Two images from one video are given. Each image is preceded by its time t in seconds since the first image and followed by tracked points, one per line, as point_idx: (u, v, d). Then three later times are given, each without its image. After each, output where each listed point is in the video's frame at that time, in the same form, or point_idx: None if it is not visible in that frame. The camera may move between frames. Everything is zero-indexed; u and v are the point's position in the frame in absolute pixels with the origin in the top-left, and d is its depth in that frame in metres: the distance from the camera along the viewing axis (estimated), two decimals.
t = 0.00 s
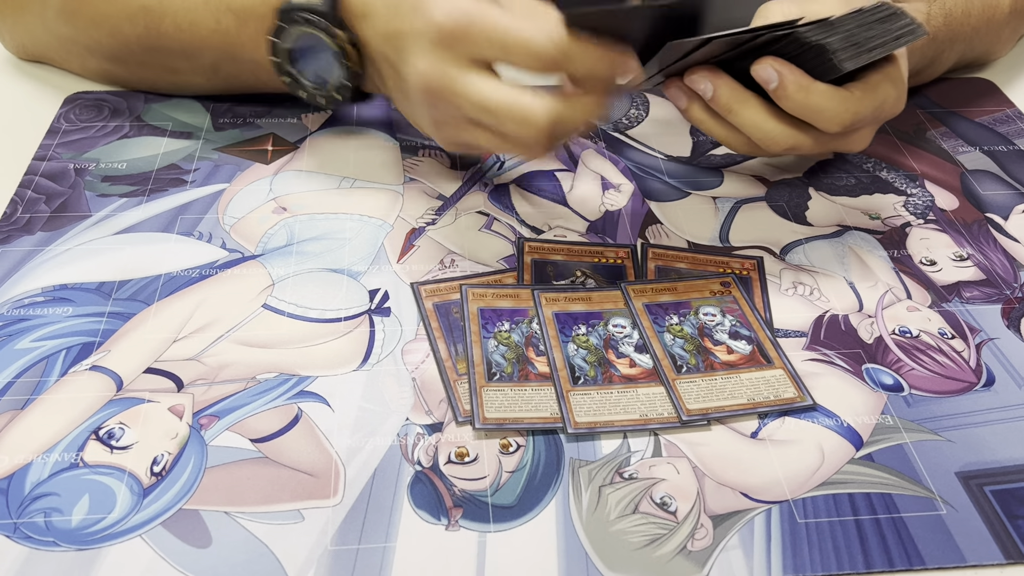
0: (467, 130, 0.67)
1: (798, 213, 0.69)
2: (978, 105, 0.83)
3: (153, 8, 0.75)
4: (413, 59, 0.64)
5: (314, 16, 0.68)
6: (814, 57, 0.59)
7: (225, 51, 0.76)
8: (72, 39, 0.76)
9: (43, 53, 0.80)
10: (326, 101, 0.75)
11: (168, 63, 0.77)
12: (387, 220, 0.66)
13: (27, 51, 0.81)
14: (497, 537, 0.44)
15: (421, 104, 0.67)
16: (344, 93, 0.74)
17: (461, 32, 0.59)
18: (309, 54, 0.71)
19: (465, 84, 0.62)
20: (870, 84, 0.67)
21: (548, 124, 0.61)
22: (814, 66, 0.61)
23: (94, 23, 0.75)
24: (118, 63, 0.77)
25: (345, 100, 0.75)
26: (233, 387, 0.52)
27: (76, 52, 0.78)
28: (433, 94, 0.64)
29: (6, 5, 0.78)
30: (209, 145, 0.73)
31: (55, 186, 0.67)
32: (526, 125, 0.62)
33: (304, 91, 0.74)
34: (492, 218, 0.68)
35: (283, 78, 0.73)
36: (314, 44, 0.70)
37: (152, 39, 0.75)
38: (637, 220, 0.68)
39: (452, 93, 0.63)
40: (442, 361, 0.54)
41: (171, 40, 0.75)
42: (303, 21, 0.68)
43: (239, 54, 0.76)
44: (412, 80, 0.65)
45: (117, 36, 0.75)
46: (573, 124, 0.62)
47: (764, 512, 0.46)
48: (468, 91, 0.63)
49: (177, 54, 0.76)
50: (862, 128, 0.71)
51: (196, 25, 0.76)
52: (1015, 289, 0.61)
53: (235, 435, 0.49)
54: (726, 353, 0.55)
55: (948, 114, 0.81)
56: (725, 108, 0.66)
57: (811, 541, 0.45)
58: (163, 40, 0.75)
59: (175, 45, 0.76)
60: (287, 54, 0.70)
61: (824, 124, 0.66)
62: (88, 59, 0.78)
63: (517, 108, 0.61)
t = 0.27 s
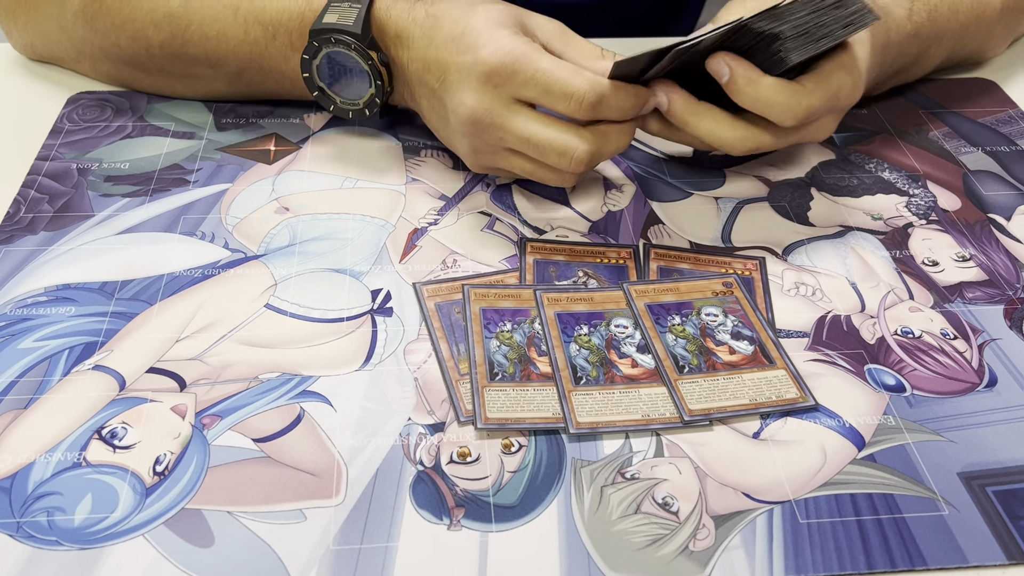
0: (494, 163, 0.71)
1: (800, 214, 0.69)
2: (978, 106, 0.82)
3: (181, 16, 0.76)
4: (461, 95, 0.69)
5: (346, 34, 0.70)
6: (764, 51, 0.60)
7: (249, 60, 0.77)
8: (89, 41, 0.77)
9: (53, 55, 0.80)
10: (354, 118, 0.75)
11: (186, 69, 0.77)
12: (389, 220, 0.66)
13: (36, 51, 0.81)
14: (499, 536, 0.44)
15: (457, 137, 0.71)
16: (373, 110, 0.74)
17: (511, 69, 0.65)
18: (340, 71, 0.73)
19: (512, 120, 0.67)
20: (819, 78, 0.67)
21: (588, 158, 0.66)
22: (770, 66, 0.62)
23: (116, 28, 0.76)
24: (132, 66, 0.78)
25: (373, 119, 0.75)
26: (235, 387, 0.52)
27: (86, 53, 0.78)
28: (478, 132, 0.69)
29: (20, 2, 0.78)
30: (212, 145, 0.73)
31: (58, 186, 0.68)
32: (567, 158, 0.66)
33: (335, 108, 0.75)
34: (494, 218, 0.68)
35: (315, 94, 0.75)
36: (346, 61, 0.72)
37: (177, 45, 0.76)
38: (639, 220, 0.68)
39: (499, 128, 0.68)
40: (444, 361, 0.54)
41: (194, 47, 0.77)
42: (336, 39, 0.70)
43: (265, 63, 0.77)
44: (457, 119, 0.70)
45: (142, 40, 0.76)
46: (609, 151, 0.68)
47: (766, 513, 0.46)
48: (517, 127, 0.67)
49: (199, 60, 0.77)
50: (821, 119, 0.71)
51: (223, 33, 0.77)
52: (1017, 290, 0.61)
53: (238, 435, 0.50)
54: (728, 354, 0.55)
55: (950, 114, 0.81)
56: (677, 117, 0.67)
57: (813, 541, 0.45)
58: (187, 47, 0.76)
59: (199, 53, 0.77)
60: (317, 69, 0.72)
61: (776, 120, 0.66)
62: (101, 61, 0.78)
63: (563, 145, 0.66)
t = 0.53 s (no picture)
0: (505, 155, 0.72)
1: (802, 214, 0.69)
2: (983, 106, 0.82)
3: (184, 15, 0.77)
4: (467, 91, 0.69)
5: (349, 32, 0.71)
6: (794, 64, 0.60)
7: (251, 60, 0.78)
8: (92, 40, 0.77)
9: (55, 56, 0.81)
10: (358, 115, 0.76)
11: (189, 69, 0.78)
12: (392, 220, 0.66)
13: (36, 52, 0.81)
14: (501, 536, 0.44)
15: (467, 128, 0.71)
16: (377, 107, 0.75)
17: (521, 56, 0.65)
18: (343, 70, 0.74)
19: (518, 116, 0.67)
20: (850, 91, 0.67)
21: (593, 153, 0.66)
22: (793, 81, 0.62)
23: (119, 28, 0.76)
24: (134, 67, 0.78)
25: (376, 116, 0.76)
26: (238, 387, 0.52)
27: (88, 52, 0.78)
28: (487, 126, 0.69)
29: (21, 3, 0.79)
30: (215, 145, 0.73)
31: (61, 186, 0.68)
32: (572, 152, 0.67)
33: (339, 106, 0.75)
34: (497, 218, 0.68)
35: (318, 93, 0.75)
36: (349, 60, 0.73)
37: (179, 44, 0.77)
38: (642, 220, 0.68)
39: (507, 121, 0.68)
40: (446, 362, 0.54)
41: (197, 47, 0.77)
42: (339, 38, 0.71)
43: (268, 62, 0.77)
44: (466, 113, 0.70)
45: (145, 39, 0.76)
46: (615, 146, 0.68)
47: (768, 513, 0.46)
48: (524, 121, 0.67)
49: (200, 60, 0.77)
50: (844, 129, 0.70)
51: (226, 34, 0.78)
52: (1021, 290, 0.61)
53: (240, 435, 0.50)
54: (731, 354, 0.55)
55: (953, 114, 0.81)
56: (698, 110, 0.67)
57: (816, 541, 0.45)
58: (190, 46, 0.77)
59: (201, 53, 0.77)
60: (321, 68, 0.73)
61: (804, 132, 0.67)
62: (103, 62, 0.78)
63: (568, 138, 0.66)
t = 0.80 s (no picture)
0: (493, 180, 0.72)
1: (805, 214, 0.69)
2: (987, 107, 0.82)
3: (177, 23, 0.77)
4: (448, 126, 0.68)
5: (338, 54, 0.71)
6: (796, 77, 0.60)
7: (245, 66, 0.78)
8: (91, 45, 0.77)
9: (55, 58, 0.81)
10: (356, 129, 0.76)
11: (187, 74, 0.78)
12: (394, 221, 0.67)
13: (37, 54, 0.81)
14: (504, 536, 0.45)
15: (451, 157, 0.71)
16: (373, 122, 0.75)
17: (498, 93, 0.64)
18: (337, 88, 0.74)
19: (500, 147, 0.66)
20: (848, 102, 0.67)
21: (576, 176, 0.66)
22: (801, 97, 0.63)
23: (115, 35, 0.77)
24: (134, 70, 0.79)
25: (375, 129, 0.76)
26: (241, 386, 0.52)
27: (88, 56, 0.78)
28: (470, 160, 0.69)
29: (20, 6, 0.79)
30: (218, 145, 0.73)
31: (65, 186, 0.68)
32: (558, 177, 0.67)
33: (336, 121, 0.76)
34: (499, 218, 0.68)
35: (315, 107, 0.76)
36: (341, 79, 0.73)
37: (174, 51, 0.77)
38: (644, 220, 0.68)
39: (488, 154, 0.67)
40: (448, 361, 0.54)
41: (193, 52, 0.77)
42: (328, 60, 0.71)
43: (262, 69, 0.77)
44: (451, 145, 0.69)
45: (141, 45, 0.77)
46: (600, 167, 0.68)
47: (771, 513, 0.46)
48: (506, 154, 0.66)
49: (197, 65, 0.78)
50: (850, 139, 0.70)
51: (218, 41, 0.78)
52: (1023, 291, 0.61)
53: (243, 434, 0.50)
54: (733, 354, 0.55)
55: (955, 114, 0.81)
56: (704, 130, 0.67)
57: (818, 541, 0.45)
58: (185, 53, 0.77)
59: (197, 59, 0.77)
60: (315, 86, 0.73)
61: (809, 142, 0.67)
62: (103, 65, 0.79)
63: (552, 166, 0.66)
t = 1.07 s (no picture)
0: (492, 164, 0.72)
1: (807, 214, 0.69)
2: (990, 106, 0.82)
3: (190, 18, 0.77)
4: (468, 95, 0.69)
5: (355, 29, 0.72)
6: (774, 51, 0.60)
7: (254, 62, 0.77)
8: (95, 44, 0.77)
9: (58, 59, 0.81)
10: (354, 116, 0.75)
11: (193, 72, 0.77)
12: (396, 220, 0.66)
13: (40, 54, 0.81)
14: (505, 536, 0.44)
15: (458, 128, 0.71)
16: (375, 108, 0.74)
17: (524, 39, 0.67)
18: (346, 70, 0.74)
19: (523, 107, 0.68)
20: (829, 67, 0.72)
21: (596, 128, 0.68)
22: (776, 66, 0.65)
23: (123, 33, 0.77)
24: (139, 70, 0.78)
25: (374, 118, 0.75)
26: (243, 386, 0.52)
27: (92, 56, 0.78)
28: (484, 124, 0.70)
29: (22, 6, 0.79)
30: (220, 145, 0.74)
31: (67, 186, 0.68)
32: (575, 127, 0.68)
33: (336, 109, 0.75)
34: (501, 218, 0.68)
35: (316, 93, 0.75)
36: (354, 59, 0.74)
37: (184, 46, 0.77)
38: (646, 220, 0.68)
39: (509, 104, 0.69)
40: (450, 361, 0.54)
41: (202, 48, 0.77)
42: (346, 35, 0.72)
43: (274, 64, 0.77)
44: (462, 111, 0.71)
45: (149, 41, 0.77)
46: (611, 137, 0.69)
47: (772, 513, 0.46)
48: (526, 100, 0.68)
49: (204, 61, 0.77)
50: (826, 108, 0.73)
51: (230, 37, 0.77)
52: None
53: (245, 434, 0.50)
54: (735, 354, 0.55)
55: (958, 114, 0.81)
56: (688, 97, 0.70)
57: (820, 542, 0.44)
58: (194, 49, 0.77)
59: (206, 55, 0.77)
60: (323, 65, 0.73)
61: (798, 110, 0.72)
62: (107, 64, 0.79)
63: (572, 115, 0.67)
